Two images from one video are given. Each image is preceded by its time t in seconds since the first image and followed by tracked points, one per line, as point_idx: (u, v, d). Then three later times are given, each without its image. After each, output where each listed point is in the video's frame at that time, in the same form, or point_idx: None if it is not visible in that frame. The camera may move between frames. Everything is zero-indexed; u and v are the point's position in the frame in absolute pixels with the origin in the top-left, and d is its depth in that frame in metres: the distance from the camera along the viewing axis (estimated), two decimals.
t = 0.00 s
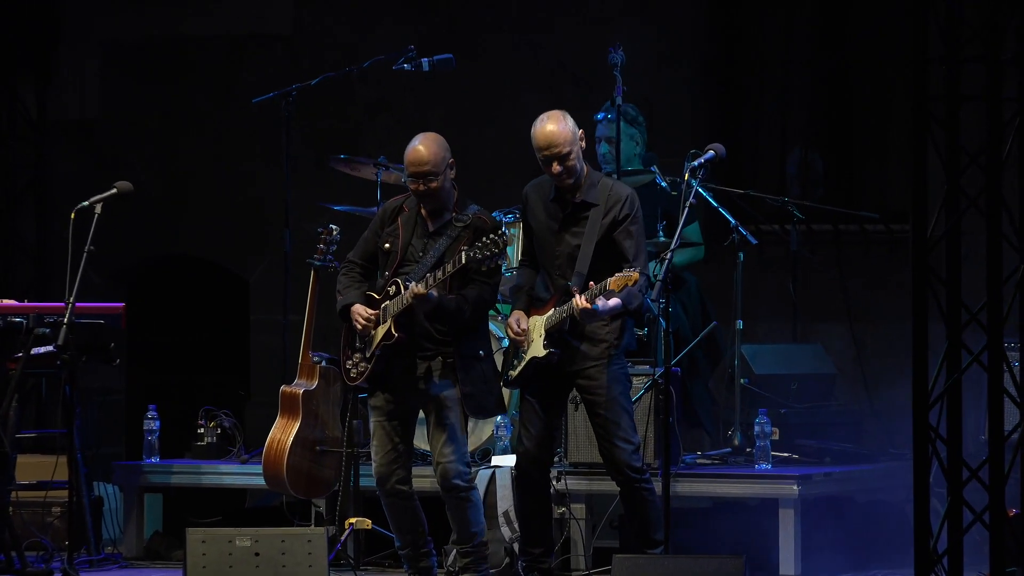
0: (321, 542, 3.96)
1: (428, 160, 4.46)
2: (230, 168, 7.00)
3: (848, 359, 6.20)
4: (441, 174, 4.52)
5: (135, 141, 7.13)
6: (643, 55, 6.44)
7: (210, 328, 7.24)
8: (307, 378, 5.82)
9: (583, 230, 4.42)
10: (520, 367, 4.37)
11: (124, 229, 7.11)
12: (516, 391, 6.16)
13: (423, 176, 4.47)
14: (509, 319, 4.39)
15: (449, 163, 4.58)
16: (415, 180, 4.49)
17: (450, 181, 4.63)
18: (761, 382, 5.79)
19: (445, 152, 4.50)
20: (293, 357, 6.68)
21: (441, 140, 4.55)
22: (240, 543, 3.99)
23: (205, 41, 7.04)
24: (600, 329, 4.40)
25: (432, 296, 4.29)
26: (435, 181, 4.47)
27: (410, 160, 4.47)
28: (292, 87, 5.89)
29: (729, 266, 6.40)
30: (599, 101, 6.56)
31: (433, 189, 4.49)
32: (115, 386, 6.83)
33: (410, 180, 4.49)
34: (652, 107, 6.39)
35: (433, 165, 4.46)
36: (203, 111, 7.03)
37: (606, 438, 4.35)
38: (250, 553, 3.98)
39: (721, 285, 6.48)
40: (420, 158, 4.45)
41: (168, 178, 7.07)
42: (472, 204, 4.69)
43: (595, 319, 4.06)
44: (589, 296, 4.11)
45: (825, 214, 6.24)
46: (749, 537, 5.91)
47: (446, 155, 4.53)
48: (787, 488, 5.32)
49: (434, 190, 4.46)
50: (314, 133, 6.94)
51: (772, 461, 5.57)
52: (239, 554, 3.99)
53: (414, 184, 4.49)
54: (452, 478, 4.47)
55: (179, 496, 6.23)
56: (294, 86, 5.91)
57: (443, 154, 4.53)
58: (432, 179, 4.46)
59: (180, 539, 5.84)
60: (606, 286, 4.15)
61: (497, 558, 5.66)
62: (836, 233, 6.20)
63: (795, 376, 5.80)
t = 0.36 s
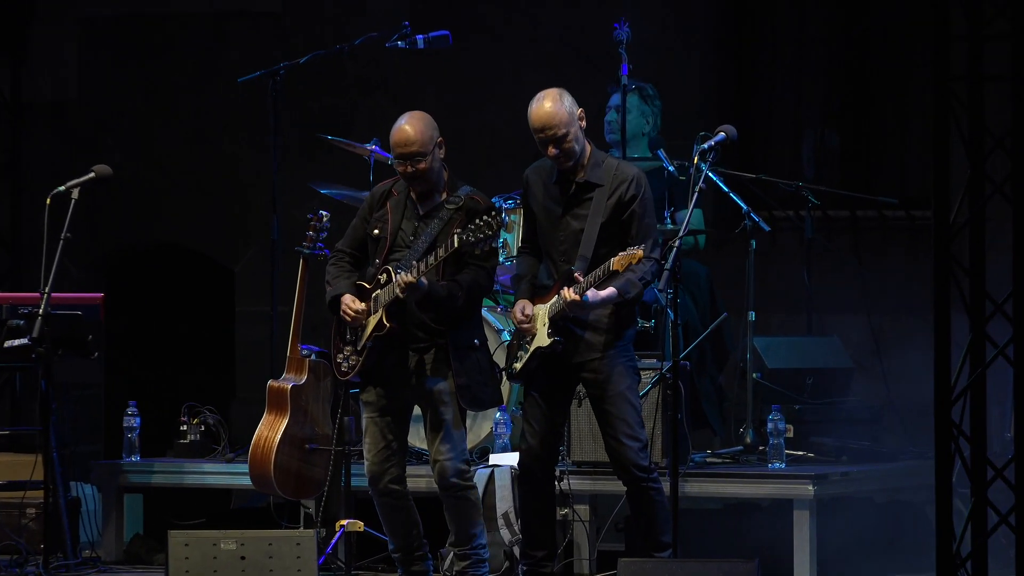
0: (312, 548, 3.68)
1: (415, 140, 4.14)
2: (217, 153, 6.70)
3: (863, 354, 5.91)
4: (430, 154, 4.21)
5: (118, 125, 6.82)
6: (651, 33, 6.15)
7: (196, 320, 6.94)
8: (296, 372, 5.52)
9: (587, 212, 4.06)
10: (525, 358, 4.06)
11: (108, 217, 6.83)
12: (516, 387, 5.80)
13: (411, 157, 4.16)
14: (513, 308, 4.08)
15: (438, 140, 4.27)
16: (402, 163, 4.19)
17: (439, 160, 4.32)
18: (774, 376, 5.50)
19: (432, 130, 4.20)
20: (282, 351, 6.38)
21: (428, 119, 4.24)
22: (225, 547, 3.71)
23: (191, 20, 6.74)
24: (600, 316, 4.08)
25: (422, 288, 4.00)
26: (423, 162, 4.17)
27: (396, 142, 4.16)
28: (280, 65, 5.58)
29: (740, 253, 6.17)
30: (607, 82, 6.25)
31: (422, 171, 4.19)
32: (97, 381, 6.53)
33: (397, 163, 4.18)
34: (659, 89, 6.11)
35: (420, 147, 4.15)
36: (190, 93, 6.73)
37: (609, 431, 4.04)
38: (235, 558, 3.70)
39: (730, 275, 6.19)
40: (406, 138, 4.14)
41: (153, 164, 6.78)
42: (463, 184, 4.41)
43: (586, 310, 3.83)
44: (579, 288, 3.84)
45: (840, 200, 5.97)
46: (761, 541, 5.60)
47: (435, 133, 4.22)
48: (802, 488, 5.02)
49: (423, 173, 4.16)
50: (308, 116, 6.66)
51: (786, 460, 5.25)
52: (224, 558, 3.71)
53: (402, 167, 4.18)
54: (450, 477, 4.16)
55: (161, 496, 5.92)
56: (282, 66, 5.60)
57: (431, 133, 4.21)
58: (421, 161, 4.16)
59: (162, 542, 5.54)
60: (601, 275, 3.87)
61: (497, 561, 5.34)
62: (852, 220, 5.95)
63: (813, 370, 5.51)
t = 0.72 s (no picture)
0: (299, 557, 3.62)
1: (409, 123, 3.83)
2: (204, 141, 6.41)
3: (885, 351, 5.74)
4: (423, 139, 3.89)
5: (101, 111, 6.53)
6: (659, 14, 5.91)
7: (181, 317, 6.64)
8: (284, 371, 5.21)
9: (594, 202, 3.72)
10: (524, 355, 3.74)
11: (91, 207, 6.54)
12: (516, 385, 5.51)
13: (404, 141, 3.84)
14: (512, 301, 3.73)
15: (433, 126, 3.96)
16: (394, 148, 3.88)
17: (433, 147, 4.00)
18: (787, 374, 5.23)
19: (427, 113, 3.88)
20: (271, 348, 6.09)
21: (422, 101, 3.93)
22: (208, 554, 3.65)
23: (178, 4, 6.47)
24: (605, 311, 3.76)
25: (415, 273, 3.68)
26: (417, 147, 3.85)
27: (388, 125, 3.84)
28: (267, 45, 5.27)
29: (753, 242, 5.94)
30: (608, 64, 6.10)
31: (415, 156, 3.86)
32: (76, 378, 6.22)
33: (388, 147, 3.86)
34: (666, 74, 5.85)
35: (414, 132, 3.84)
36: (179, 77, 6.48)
37: (613, 433, 3.72)
38: (219, 566, 3.64)
39: (740, 267, 5.95)
40: (399, 121, 3.83)
41: (138, 152, 6.49)
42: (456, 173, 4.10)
43: (588, 309, 3.51)
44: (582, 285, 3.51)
45: (858, 187, 5.78)
46: (773, 549, 5.30)
47: (430, 117, 3.91)
48: (817, 492, 4.73)
49: (416, 159, 3.85)
50: (304, 101, 6.46)
51: (799, 463, 4.96)
52: (207, 566, 3.65)
53: (393, 152, 3.86)
54: (445, 480, 3.85)
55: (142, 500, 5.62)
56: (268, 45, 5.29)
57: (426, 117, 3.90)
58: (415, 146, 3.84)
59: (140, 550, 5.23)
60: (606, 272, 3.55)
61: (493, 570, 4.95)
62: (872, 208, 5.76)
63: (828, 367, 5.23)
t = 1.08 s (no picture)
0: (281, 568, 3.83)
1: (406, 109, 3.55)
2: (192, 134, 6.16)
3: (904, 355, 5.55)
4: (421, 127, 3.61)
5: (85, 103, 6.29)
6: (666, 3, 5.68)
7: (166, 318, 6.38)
8: (270, 375, 4.91)
9: (601, 197, 3.43)
10: (524, 355, 3.46)
11: (75, 201, 6.29)
12: (517, 389, 5.13)
13: (399, 128, 3.55)
14: (515, 300, 3.46)
15: (431, 117, 3.68)
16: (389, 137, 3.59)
17: (429, 138, 3.71)
18: (803, 377, 4.98)
19: (425, 100, 3.61)
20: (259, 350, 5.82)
21: (419, 89, 3.65)
22: (191, 568, 3.87)
23: None
24: (608, 312, 3.46)
25: (410, 270, 3.39)
26: (414, 134, 3.56)
27: (383, 112, 3.56)
28: (253, 31, 5.01)
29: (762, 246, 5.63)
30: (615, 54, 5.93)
31: (412, 144, 3.57)
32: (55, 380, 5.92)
33: (382, 134, 3.57)
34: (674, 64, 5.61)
35: (411, 118, 3.56)
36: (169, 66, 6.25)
37: (616, 440, 3.43)
38: None
39: (752, 265, 5.68)
40: (395, 107, 3.54)
41: (125, 147, 6.26)
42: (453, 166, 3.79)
43: (588, 309, 3.21)
44: (581, 284, 3.22)
45: (879, 181, 5.61)
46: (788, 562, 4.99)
47: (427, 105, 3.63)
48: (835, 503, 4.41)
49: (413, 147, 3.56)
50: (297, 93, 6.20)
51: (815, 472, 4.65)
52: None
53: (387, 140, 3.57)
54: (440, 490, 3.53)
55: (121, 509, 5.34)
56: (254, 32, 5.03)
57: (423, 105, 3.62)
58: (412, 133, 3.56)
59: (118, 563, 4.94)
60: (606, 271, 3.25)
61: None
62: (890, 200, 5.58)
63: (844, 371, 4.98)
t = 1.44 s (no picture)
0: None
1: (390, 104, 3.31)
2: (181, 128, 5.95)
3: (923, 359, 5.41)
4: (409, 121, 3.36)
5: (72, 97, 6.08)
6: None
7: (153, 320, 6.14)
8: (258, 381, 4.53)
9: (608, 196, 3.20)
10: (525, 363, 3.21)
11: (59, 198, 6.06)
12: (516, 396, 4.95)
13: (385, 125, 3.31)
14: (518, 301, 3.20)
15: (419, 106, 3.43)
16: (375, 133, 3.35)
17: (419, 130, 3.47)
18: (818, 384, 4.75)
19: (410, 93, 3.37)
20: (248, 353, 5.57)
21: (405, 80, 3.41)
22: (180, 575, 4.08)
23: None
24: (618, 316, 3.18)
25: (404, 274, 3.15)
26: (399, 131, 3.32)
27: (367, 108, 3.32)
28: (239, 20, 4.80)
29: (780, 236, 5.51)
30: (619, 45, 5.66)
31: (398, 141, 3.34)
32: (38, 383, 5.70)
33: (367, 131, 3.34)
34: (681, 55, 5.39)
35: (396, 113, 3.31)
36: (159, 59, 6.05)
37: (623, 451, 3.14)
38: None
39: (764, 265, 5.53)
40: (379, 102, 3.31)
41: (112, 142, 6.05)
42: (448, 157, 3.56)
43: (593, 316, 2.98)
44: (587, 289, 3.00)
45: (897, 176, 5.47)
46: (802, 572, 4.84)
47: (413, 94, 3.38)
48: (851, 515, 4.07)
49: (401, 143, 3.33)
50: (290, 86, 5.97)
51: (830, 484, 4.37)
52: None
53: (373, 136, 3.33)
54: (438, 497, 3.27)
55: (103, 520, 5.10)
56: (242, 19, 4.82)
57: (409, 95, 3.37)
58: (398, 129, 3.32)
59: None
60: (614, 276, 3.00)
61: None
62: (910, 198, 5.44)
63: (861, 378, 4.73)
